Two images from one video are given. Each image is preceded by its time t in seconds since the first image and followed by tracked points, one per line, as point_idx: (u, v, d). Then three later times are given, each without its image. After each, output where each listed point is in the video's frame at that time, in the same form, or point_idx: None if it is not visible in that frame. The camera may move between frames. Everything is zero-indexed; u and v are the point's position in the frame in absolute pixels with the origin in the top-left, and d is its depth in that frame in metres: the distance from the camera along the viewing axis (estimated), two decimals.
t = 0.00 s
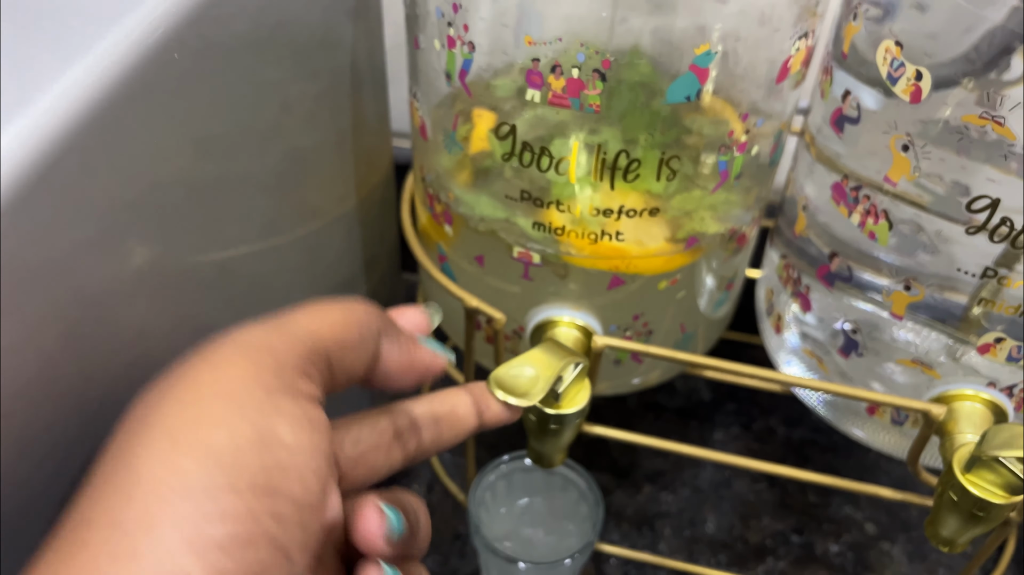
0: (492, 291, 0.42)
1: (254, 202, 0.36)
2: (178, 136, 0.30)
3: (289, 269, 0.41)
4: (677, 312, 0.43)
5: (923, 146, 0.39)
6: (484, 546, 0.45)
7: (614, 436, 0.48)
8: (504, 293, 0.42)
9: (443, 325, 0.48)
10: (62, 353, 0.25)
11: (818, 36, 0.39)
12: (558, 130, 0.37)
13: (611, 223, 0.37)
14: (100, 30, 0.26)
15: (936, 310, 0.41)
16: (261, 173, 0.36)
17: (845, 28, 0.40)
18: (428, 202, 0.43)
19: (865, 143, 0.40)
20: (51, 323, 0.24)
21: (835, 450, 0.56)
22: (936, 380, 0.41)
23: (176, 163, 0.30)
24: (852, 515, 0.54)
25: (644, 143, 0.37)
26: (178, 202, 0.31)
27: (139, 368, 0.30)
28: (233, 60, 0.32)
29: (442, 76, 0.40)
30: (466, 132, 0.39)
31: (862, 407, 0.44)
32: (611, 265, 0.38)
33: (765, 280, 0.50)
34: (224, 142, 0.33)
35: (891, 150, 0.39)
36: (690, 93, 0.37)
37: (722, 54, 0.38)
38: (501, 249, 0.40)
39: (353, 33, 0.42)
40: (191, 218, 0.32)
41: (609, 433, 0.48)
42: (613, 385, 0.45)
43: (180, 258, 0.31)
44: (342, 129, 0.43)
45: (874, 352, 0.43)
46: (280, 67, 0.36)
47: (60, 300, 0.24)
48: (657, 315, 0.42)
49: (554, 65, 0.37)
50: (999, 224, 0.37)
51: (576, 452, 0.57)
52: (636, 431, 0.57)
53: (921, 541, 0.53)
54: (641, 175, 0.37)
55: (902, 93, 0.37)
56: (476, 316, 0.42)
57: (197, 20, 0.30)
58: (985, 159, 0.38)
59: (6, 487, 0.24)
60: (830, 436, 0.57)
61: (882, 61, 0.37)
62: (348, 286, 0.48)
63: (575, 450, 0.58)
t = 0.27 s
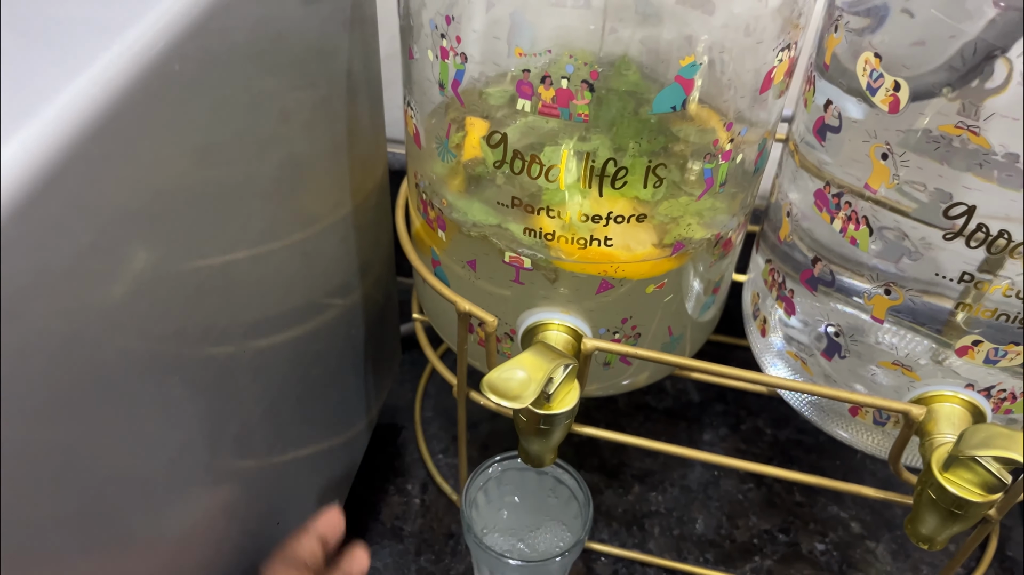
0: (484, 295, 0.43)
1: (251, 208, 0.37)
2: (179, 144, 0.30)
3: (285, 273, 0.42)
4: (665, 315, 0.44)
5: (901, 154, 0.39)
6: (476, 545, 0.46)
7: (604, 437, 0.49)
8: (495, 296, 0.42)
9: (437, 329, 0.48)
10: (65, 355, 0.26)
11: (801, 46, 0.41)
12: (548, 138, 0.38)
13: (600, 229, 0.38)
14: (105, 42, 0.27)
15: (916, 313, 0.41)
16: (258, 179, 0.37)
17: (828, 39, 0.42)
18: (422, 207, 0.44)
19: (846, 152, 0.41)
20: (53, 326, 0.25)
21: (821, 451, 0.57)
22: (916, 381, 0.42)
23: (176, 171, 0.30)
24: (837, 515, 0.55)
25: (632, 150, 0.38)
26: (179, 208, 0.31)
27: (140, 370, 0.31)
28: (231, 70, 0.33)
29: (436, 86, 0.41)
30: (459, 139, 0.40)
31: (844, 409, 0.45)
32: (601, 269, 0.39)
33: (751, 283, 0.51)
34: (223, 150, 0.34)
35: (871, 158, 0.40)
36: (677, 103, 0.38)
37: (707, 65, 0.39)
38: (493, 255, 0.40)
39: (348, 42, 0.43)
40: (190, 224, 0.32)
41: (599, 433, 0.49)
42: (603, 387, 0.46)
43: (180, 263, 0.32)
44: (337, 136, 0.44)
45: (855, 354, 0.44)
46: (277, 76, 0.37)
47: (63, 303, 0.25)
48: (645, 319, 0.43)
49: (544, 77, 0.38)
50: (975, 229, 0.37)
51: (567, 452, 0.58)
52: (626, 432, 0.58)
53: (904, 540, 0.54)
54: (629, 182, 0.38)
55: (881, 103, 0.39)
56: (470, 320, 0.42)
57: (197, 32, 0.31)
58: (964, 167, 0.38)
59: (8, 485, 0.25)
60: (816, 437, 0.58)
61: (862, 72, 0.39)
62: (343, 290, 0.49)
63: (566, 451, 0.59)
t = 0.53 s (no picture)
0: (477, 288, 0.43)
1: (245, 201, 0.37)
2: (174, 136, 0.31)
3: (279, 267, 0.42)
4: (657, 309, 0.44)
5: (890, 147, 0.40)
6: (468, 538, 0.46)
7: (596, 431, 0.49)
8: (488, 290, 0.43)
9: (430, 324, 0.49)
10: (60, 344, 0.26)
11: (790, 42, 0.41)
12: (543, 134, 0.39)
13: (592, 222, 0.38)
14: (98, 31, 0.27)
15: (904, 306, 0.42)
16: (252, 173, 0.37)
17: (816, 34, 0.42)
18: (415, 202, 0.44)
19: (834, 148, 0.42)
20: (48, 314, 0.25)
21: (812, 446, 0.58)
22: (904, 374, 0.42)
23: (171, 164, 0.31)
24: (827, 509, 0.55)
25: (625, 146, 0.39)
26: (172, 199, 0.31)
27: (135, 361, 0.31)
28: (226, 64, 0.33)
29: (429, 80, 0.41)
30: (452, 134, 0.41)
31: (835, 402, 0.45)
32: (592, 262, 0.39)
33: (742, 278, 0.51)
34: (218, 143, 0.34)
35: (859, 151, 0.41)
36: (666, 96, 0.39)
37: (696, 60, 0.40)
38: (486, 249, 0.40)
39: (342, 39, 0.43)
40: (185, 216, 0.33)
41: (591, 426, 0.49)
42: (595, 380, 0.46)
43: (175, 255, 0.32)
44: (331, 131, 0.44)
45: (844, 346, 0.44)
46: (271, 71, 0.37)
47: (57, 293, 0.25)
48: (636, 312, 0.43)
49: (536, 70, 0.39)
50: (961, 221, 0.38)
51: (560, 448, 0.59)
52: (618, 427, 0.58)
53: (895, 534, 0.54)
54: (620, 176, 0.38)
55: (868, 96, 0.40)
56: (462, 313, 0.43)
57: (191, 25, 0.31)
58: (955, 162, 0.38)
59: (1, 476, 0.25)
60: (807, 432, 0.58)
61: (850, 66, 0.40)
62: (337, 285, 0.49)
63: (559, 447, 0.59)
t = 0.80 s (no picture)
0: (444, 295, 0.42)
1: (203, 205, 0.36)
2: (124, 136, 0.30)
3: (242, 274, 0.41)
4: (630, 317, 0.43)
5: (864, 151, 0.39)
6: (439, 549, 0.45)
7: (569, 440, 0.48)
8: (456, 296, 0.42)
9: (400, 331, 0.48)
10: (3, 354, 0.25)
11: (762, 43, 0.40)
12: (512, 138, 0.38)
13: (561, 228, 0.37)
14: (43, 18, 0.26)
15: (878, 313, 0.41)
16: (210, 175, 0.36)
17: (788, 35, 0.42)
18: (382, 206, 0.43)
19: (808, 152, 0.41)
20: None
21: (791, 454, 0.57)
22: (880, 383, 0.41)
23: (121, 165, 0.30)
24: (807, 518, 0.55)
25: (598, 148, 0.38)
26: (129, 203, 0.30)
27: (88, 372, 0.30)
28: (179, 62, 0.32)
29: (391, 81, 0.40)
30: (419, 137, 0.39)
31: (811, 412, 0.44)
32: (561, 269, 0.38)
33: (718, 284, 0.51)
34: (173, 144, 0.33)
35: (833, 156, 0.40)
36: (633, 98, 0.39)
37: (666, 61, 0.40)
38: (453, 254, 0.39)
39: (304, 39, 0.42)
40: (140, 221, 0.31)
41: (564, 435, 0.48)
42: (569, 388, 0.46)
43: (129, 262, 0.31)
44: (294, 133, 0.43)
45: (819, 355, 0.44)
46: (229, 71, 0.36)
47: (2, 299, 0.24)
48: (608, 320, 0.42)
49: (499, 72, 0.39)
50: (936, 227, 0.37)
51: (536, 456, 0.58)
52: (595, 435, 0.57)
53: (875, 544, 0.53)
54: (588, 180, 0.37)
55: (841, 99, 0.39)
56: (430, 320, 0.42)
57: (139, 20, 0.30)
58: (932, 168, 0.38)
59: None
60: (787, 440, 0.58)
61: (823, 68, 0.39)
62: (304, 292, 0.48)
63: (535, 455, 0.58)
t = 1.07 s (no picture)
0: (421, 300, 0.42)
1: (176, 208, 0.35)
2: (96, 138, 0.29)
3: (216, 278, 0.40)
4: (609, 322, 0.43)
5: (842, 156, 0.39)
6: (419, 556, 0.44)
7: (550, 446, 0.48)
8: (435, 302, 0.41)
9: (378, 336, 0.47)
10: None
11: (740, 46, 0.40)
12: (489, 142, 0.38)
13: (539, 232, 0.36)
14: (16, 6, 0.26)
15: (858, 318, 0.40)
16: (183, 178, 0.35)
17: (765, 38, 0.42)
18: (359, 211, 0.43)
19: (787, 157, 0.41)
20: None
21: (775, 460, 0.56)
22: (861, 389, 0.41)
23: (92, 166, 0.29)
24: (791, 525, 0.54)
25: (577, 153, 0.38)
26: (98, 205, 0.30)
27: (60, 378, 0.29)
28: (150, 64, 0.32)
29: (365, 84, 0.40)
30: (398, 142, 0.39)
31: (793, 418, 0.44)
32: (538, 274, 0.37)
33: (700, 290, 0.50)
34: (145, 146, 0.32)
35: (811, 160, 0.40)
36: (609, 102, 0.39)
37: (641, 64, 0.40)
38: (430, 261, 0.39)
39: (278, 42, 0.42)
40: (112, 224, 0.31)
41: (545, 441, 0.48)
42: (550, 395, 0.45)
43: (100, 267, 0.30)
44: (269, 137, 0.42)
45: (799, 361, 0.43)
46: (201, 72, 0.35)
47: None
48: (588, 325, 0.42)
49: (472, 75, 0.39)
50: (915, 231, 0.37)
51: (518, 463, 0.57)
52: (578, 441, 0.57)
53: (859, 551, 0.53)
54: (564, 185, 0.37)
55: (818, 103, 0.39)
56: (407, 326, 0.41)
57: (110, 19, 0.29)
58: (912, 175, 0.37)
59: None
60: (771, 446, 0.57)
61: (800, 72, 0.39)
62: (281, 298, 0.47)
63: (517, 462, 0.58)
